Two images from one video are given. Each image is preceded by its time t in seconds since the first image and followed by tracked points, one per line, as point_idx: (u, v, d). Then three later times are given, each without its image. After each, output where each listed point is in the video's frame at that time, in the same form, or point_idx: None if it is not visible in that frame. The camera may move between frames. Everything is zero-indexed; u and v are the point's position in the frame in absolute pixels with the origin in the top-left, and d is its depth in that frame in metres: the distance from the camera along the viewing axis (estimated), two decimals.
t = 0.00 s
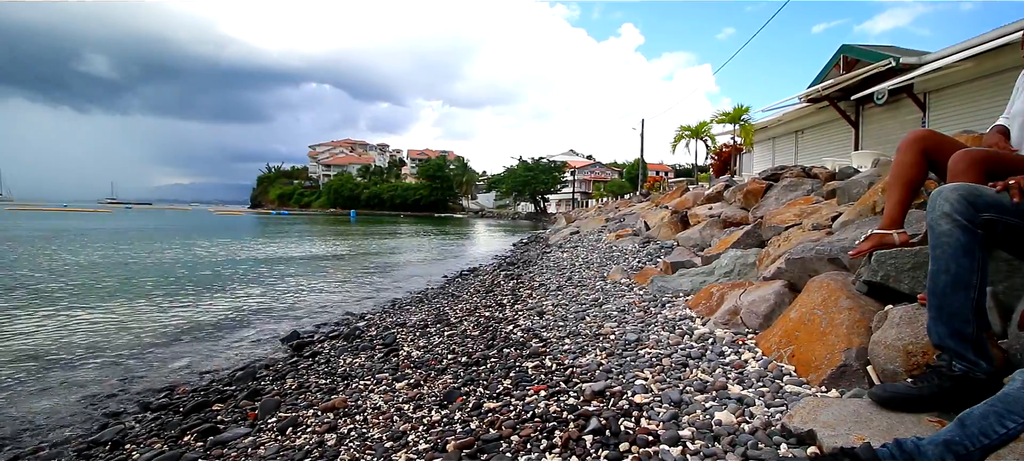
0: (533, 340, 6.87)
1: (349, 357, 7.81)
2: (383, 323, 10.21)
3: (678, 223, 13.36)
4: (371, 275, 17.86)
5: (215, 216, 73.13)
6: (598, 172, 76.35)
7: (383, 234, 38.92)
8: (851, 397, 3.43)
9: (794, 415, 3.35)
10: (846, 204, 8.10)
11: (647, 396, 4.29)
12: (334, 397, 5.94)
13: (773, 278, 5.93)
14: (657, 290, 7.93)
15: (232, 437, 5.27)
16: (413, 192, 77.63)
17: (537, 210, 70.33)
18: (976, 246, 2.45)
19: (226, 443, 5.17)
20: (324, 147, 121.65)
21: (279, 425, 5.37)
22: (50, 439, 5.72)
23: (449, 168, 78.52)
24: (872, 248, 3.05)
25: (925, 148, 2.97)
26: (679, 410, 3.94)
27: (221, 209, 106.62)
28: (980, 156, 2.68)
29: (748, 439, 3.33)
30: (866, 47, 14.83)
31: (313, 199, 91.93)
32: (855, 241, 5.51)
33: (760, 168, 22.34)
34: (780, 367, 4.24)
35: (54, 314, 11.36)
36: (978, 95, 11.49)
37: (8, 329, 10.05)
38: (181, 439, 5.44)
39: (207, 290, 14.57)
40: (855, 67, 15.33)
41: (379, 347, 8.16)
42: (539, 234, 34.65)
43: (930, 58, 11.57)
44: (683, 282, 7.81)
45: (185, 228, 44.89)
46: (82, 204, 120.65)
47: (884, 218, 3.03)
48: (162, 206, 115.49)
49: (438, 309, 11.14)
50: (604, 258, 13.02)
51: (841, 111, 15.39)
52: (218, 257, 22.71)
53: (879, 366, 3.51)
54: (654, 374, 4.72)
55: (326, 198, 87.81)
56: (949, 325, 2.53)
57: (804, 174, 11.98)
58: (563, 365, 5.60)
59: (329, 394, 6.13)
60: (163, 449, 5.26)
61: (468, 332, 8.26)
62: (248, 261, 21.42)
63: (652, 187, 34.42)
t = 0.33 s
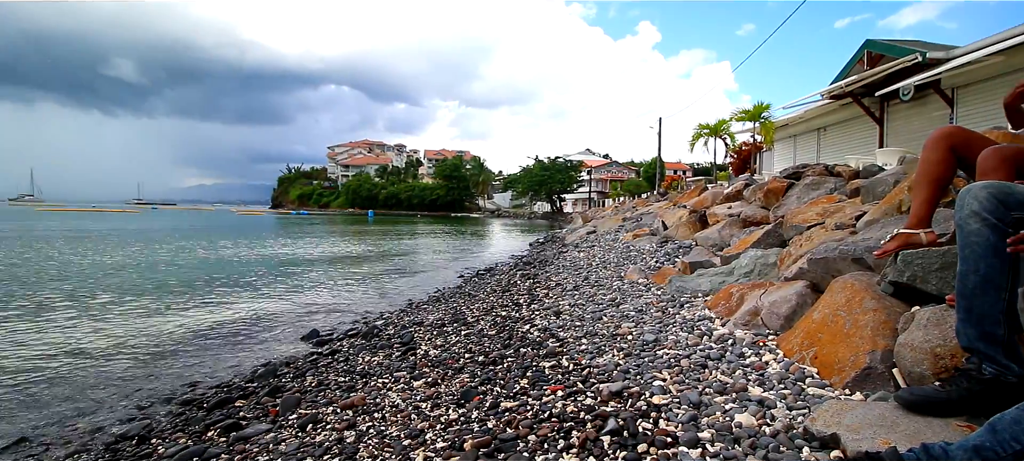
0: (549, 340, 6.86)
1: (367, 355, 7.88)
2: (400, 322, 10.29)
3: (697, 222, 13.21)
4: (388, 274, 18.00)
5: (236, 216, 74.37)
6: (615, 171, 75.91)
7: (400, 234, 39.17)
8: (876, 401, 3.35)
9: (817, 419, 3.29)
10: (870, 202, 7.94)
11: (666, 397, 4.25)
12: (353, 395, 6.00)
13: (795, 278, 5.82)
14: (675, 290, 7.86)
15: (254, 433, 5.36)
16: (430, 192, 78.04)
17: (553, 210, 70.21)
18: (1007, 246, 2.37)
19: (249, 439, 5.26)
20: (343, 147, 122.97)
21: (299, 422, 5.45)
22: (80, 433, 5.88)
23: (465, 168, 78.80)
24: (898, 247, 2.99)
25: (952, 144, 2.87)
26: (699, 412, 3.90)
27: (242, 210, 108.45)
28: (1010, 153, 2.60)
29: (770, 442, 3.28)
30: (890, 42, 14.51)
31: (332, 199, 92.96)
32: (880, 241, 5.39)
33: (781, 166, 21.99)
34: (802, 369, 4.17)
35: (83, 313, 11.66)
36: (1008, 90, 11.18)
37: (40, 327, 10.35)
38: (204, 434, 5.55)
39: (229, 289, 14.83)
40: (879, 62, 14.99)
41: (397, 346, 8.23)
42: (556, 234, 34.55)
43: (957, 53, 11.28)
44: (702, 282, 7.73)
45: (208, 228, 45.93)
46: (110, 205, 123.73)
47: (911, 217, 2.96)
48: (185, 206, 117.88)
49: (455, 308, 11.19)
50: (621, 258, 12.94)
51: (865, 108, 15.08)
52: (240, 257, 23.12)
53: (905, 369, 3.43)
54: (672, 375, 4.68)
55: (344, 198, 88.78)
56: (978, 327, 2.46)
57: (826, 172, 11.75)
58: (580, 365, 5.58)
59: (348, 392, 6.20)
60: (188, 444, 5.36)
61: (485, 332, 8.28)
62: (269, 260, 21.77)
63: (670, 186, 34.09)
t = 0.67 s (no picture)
0: (565, 340, 6.83)
1: (385, 354, 7.94)
2: (417, 321, 10.36)
3: (715, 222, 13.07)
4: (405, 273, 18.12)
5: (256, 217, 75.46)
6: (631, 170, 75.42)
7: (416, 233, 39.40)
8: (901, 404, 3.28)
9: (840, 422, 3.22)
10: (894, 201, 7.77)
11: (684, 398, 4.21)
12: (371, 393, 6.05)
13: (816, 279, 5.72)
14: (692, 290, 7.79)
15: (275, 430, 5.43)
16: (446, 192, 78.35)
17: (569, 210, 70.03)
18: None
19: (269, 435, 5.33)
20: (360, 148, 124.21)
21: (319, 419, 5.51)
22: (107, 428, 6.02)
23: (481, 169, 78.99)
24: (923, 247, 2.97)
25: (978, 141, 2.78)
26: (717, 414, 3.85)
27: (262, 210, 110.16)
28: None
29: (791, 445, 3.23)
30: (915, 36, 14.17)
31: (349, 200, 93.86)
32: (906, 240, 5.27)
33: (801, 165, 21.65)
34: (823, 372, 4.10)
35: (109, 311, 11.93)
36: None
37: (68, 326, 10.60)
38: (227, 430, 5.64)
39: (249, 288, 15.06)
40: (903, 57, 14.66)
41: (415, 344, 8.28)
42: (572, 233, 34.44)
43: (985, 47, 10.97)
44: (720, 282, 7.64)
45: (229, 228, 46.76)
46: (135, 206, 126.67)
47: (937, 215, 2.91)
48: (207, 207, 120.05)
49: (471, 308, 11.23)
50: (638, 257, 12.85)
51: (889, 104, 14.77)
52: (260, 256, 23.45)
53: (931, 372, 3.35)
54: (691, 376, 4.64)
55: (361, 198, 89.56)
56: (1008, 329, 2.39)
57: (849, 171, 11.52)
58: (597, 365, 5.55)
59: (366, 390, 6.25)
60: (210, 439, 5.45)
61: (501, 331, 8.29)
62: (288, 260, 22.06)
63: (688, 185, 33.77)
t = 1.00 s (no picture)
0: (581, 340, 6.81)
1: (400, 353, 8.00)
2: (433, 320, 10.40)
3: (732, 221, 12.92)
4: (420, 273, 18.19)
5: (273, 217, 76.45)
6: (647, 169, 74.85)
7: (431, 233, 39.58)
8: (926, 407, 3.21)
9: (862, 425, 3.17)
10: (918, 200, 7.60)
11: (701, 399, 4.17)
12: (387, 391, 6.09)
13: (836, 279, 5.62)
14: (709, 291, 7.71)
15: (293, 426, 5.49)
16: (461, 192, 78.58)
17: (584, 209, 69.79)
18: None
19: (288, 432, 5.40)
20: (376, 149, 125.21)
21: (336, 417, 5.56)
22: (133, 422, 6.15)
23: (496, 168, 79.08)
24: (948, 247, 2.89)
25: (1004, 139, 2.70)
26: (736, 416, 3.81)
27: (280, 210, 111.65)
28: None
29: (812, 448, 3.18)
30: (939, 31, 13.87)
31: (365, 200, 94.63)
32: (930, 240, 5.15)
33: (821, 163, 21.30)
34: (845, 374, 4.02)
35: (132, 310, 12.17)
36: None
37: (93, 324, 10.84)
38: (247, 426, 5.72)
39: (267, 287, 15.26)
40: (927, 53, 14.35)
41: (430, 343, 8.32)
42: (587, 233, 34.34)
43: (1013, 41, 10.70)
44: (738, 282, 7.55)
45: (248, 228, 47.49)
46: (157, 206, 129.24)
47: (964, 215, 2.84)
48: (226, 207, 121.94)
49: (486, 307, 11.25)
50: (654, 257, 12.76)
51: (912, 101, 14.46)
52: (278, 256, 23.74)
53: (957, 375, 3.28)
54: (708, 377, 4.59)
55: (377, 199, 90.17)
56: None
57: (871, 169, 11.30)
58: (612, 365, 5.52)
59: (382, 388, 6.30)
60: (231, 435, 5.53)
61: (516, 330, 8.29)
62: (304, 260, 22.28)
63: (704, 184, 33.44)
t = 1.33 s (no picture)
0: (596, 340, 6.78)
1: (416, 351, 8.05)
2: (448, 319, 10.44)
3: (750, 220, 12.76)
4: (436, 272, 18.26)
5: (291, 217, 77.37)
6: (663, 167, 74.19)
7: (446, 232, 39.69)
8: (951, 411, 3.14)
9: (884, 428, 3.11)
10: (943, 199, 7.42)
11: (719, 401, 4.12)
12: (403, 389, 6.12)
13: (858, 280, 5.51)
14: (727, 291, 7.62)
15: (312, 423, 5.56)
16: (476, 192, 78.74)
17: (599, 208, 69.51)
18: None
19: (307, 428, 5.46)
20: (392, 149, 126.13)
21: (353, 414, 5.60)
22: (157, 417, 6.28)
23: (511, 168, 79.11)
24: (975, 246, 2.81)
25: None
26: (754, 418, 3.76)
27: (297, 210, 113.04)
28: None
29: (833, 452, 3.13)
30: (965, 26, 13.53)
31: (381, 200, 95.36)
32: (956, 239, 5.03)
33: (842, 161, 20.91)
34: (867, 377, 3.94)
35: (155, 308, 12.42)
36: None
37: (118, 321, 11.08)
38: (267, 422, 5.81)
39: (285, 286, 15.44)
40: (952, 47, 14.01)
41: (445, 342, 8.36)
42: (602, 232, 34.19)
43: None
44: (756, 282, 7.45)
45: (267, 228, 48.19)
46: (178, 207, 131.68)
47: (991, 214, 2.76)
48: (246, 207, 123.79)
49: (501, 306, 11.25)
50: (671, 257, 12.66)
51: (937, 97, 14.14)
52: (295, 255, 24.03)
53: (983, 379, 3.20)
54: (726, 378, 4.54)
55: (393, 198, 90.78)
56: None
57: (894, 167, 11.06)
58: (628, 365, 5.49)
59: (399, 386, 6.34)
60: (251, 431, 5.62)
61: (532, 330, 8.29)
62: (322, 259, 22.51)
63: (721, 183, 33.06)
